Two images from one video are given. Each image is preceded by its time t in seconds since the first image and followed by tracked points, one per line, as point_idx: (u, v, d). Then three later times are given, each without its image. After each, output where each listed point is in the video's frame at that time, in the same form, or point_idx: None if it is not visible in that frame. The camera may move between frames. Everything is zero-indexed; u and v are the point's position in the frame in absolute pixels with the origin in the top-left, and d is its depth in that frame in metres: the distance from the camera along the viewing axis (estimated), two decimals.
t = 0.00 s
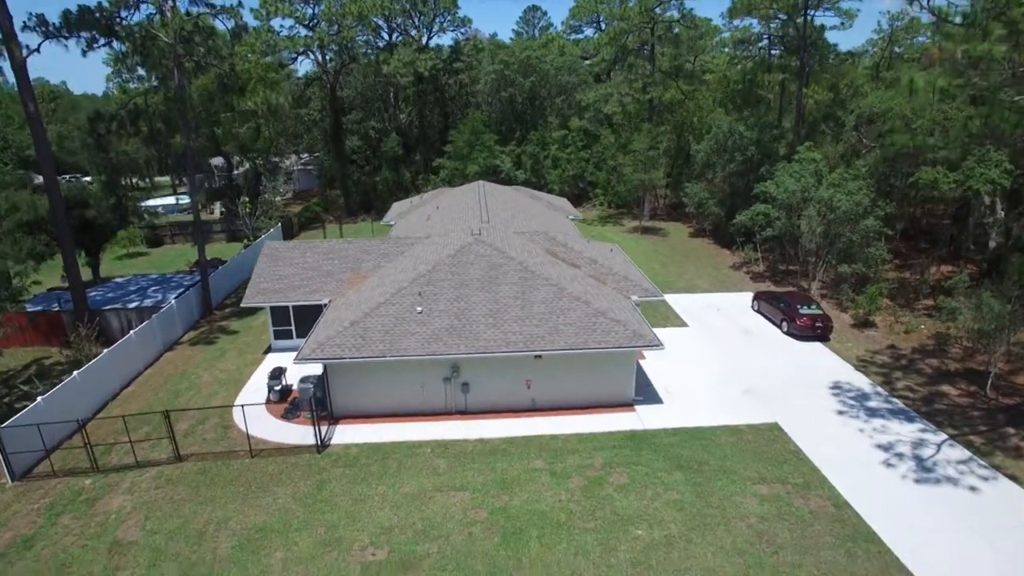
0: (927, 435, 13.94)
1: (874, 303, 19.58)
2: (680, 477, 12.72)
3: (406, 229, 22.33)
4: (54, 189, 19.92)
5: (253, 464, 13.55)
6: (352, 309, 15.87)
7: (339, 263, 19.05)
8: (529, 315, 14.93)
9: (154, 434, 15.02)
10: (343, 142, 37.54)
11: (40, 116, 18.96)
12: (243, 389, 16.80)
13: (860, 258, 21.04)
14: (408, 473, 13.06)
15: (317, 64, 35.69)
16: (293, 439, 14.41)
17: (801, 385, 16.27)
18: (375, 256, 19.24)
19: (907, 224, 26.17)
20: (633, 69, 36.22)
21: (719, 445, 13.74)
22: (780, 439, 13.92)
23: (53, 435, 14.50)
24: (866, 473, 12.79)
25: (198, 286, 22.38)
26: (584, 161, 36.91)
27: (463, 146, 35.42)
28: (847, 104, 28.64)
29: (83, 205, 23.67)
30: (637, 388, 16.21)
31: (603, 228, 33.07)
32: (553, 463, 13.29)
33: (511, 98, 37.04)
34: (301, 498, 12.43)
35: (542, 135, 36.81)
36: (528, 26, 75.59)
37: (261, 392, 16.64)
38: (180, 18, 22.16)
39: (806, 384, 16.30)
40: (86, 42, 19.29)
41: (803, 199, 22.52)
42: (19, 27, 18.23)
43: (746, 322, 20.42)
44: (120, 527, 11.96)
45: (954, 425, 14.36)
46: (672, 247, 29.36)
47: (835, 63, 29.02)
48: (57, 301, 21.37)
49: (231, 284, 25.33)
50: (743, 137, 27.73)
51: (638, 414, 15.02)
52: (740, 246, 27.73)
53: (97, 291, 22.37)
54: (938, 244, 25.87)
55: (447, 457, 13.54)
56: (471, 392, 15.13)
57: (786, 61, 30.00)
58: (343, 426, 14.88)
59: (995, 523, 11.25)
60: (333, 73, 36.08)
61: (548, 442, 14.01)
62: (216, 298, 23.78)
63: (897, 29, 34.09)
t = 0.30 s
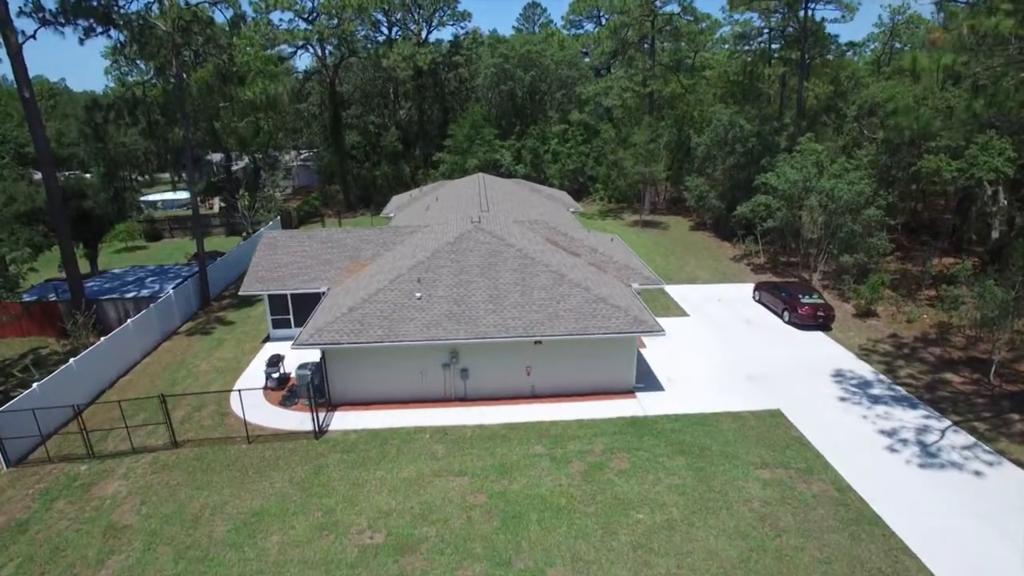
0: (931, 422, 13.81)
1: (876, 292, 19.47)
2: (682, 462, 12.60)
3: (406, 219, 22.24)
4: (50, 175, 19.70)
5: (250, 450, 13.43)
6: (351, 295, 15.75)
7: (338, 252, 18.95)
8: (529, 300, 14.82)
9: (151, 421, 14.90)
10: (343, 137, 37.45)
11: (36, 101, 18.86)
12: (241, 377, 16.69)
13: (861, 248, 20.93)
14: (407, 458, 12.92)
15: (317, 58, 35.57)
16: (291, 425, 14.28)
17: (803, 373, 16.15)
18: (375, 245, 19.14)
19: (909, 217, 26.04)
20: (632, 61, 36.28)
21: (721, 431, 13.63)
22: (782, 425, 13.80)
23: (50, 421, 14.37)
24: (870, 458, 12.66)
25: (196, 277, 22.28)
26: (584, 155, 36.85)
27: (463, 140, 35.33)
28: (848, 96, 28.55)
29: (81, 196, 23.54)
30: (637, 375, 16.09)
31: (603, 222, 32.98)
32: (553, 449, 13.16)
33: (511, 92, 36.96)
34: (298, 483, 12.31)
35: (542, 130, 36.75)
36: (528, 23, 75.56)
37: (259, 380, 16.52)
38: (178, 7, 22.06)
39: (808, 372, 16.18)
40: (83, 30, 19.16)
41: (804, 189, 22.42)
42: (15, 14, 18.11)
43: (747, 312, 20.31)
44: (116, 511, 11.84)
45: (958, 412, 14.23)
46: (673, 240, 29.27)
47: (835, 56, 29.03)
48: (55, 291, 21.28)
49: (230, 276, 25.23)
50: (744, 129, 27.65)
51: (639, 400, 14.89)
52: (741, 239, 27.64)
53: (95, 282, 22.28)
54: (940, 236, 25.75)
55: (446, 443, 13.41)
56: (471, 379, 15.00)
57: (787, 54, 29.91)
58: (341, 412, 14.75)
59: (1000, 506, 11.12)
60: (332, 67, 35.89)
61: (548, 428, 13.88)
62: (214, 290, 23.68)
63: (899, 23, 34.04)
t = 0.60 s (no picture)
0: (934, 407, 13.72)
1: (877, 281, 19.40)
2: (683, 446, 12.51)
3: (406, 209, 22.18)
4: (49, 167, 19.53)
5: (247, 435, 13.35)
6: (350, 281, 15.66)
7: (338, 240, 18.88)
8: (529, 286, 14.76)
9: (148, 407, 14.80)
10: (342, 131, 37.37)
11: (33, 88, 18.78)
12: (240, 365, 16.60)
13: (862, 238, 20.86)
14: (406, 443, 12.83)
15: (317, 52, 35.37)
16: (289, 411, 14.19)
17: (805, 360, 16.07)
18: (375, 234, 19.08)
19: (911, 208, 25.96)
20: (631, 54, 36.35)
21: (722, 416, 13.54)
22: (784, 411, 13.72)
23: (46, 408, 14.25)
24: (872, 443, 12.57)
25: (195, 267, 22.19)
26: (584, 149, 36.80)
27: (462, 134, 35.26)
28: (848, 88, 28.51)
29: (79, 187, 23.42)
30: (638, 362, 16.02)
31: (603, 216, 32.93)
32: (553, 433, 13.07)
33: (511, 86, 36.98)
34: (296, 467, 12.22)
35: (541, 124, 36.71)
36: (528, 19, 75.49)
37: (258, 367, 16.43)
38: None
39: (810, 359, 16.11)
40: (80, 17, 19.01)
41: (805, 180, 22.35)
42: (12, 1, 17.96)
43: (748, 302, 20.24)
44: (112, 494, 11.75)
45: (960, 398, 14.16)
46: (673, 233, 29.22)
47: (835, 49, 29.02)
48: (52, 282, 21.19)
49: (229, 267, 25.14)
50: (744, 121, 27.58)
51: (640, 387, 14.81)
52: (741, 231, 27.58)
53: (92, 273, 22.19)
54: (942, 227, 25.66)
55: (446, 428, 13.32)
56: (470, 365, 14.91)
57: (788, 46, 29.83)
58: (340, 398, 14.66)
59: (1004, 489, 11.04)
60: (332, 60, 35.69)
61: (549, 413, 13.79)
62: (213, 281, 23.60)
63: (899, 17, 34.11)
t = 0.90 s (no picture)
0: (936, 393, 13.67)
1: (878, 271, 19.35)
2: (684, 430, 12.46)
3: (405, 200, 22.15)
4: (48, 159, 19.31)
5: (246, 420, 13.30)
6: (350, 268, 15.61)
7: (337, 229, 18.85)
8: (529, 272, 14.72)
9: (146, 394, 14.73)
10: (342, 125, 37.31)
11: (31, 77, 18.69)
12: (239, 352, 16.55)
13: (863, 228, 20.82)
14: (406, 427, 12.77)
15: (316, 47, 35.32)
16: (288, 397, 14.14)
17: (806, 347, 16.02)
18: (375, 223, 19.06)
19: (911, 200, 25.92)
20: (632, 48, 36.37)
21: (723, 401, 13.48)
22: (785, 396, 13.66)
23: (45, 395, 14.19)
24: (874, 427, 12.52)
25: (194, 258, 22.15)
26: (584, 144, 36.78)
27: (462, 128, 35.23)
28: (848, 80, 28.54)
29: (78, 177, 23.34)
30: (639, 349, 15.97)
31: (603, 210, 32.88)
32: (553, 418, 13.01)
33: (511, 81, 37.15)
34: (295, 450, 12.15)
35: (542, 119, 36.69)
36: (528, 16, 75.55)
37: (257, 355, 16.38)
38: None
39: (811, 347, 16.05)
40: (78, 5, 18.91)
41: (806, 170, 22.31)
42: None
43: (748, 292, 20.20)
44: (110, 477, 11.68)
45: (962, 383, 14.11)
46: (673, 226, 29.18)
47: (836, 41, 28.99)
48: (50, 272, 21.12)
49: (228, 259, 25.10)
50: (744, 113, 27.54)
51: (641, 373, 14.76)
52: (742, 224, 27.56)
53: (90, 263, 22.12)
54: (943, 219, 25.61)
55: (446, 412, 13.26)
56: (470, 351, 14.85)
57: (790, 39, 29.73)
58: (339, 384, 14.60)
59: (1006, 471, 10.98)
60: (332, 54, 35.63)
61: (549, 398, 13.74)
62: (212, 272, 23.56)
63: (899, 11, 34.08)
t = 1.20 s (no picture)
0: (937, 378, 13.61)
1: (878, 260, 19.29)
2: (684, 415, 12.39)
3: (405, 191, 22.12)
4: (47, 150, 19.09)
5: (244, 405, 13.24)
6: (349, 255, 15.54)
7: (336, 219, 18.80)
8: (528, 258, 14.68)
9: (144, 381, 14.67)
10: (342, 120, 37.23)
11: (28, 64, 18.71)
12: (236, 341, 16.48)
13: (863, 218, 20.78)
14: (404, 412, 12.71)
15: (316, 41, 35.24)
16: (286, 383, 14.07)
17: (807, 335, 15.97)
18: (374, 212, 19.02)
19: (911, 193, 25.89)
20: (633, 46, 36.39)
21: (723, 387, 13.43)
22: (786, 382, 13.61)
23: (42, 382, 14.10)
24: (875, 412, 12.45)
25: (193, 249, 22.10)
26: (584, 138, 36.78)
27: (462, 123, 35.20)
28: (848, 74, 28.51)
29: (77, 169, 23.30)
30: (639, 337, 15.91)
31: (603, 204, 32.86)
32: (553, 403, 12.96)
33: (511, 76, 37.15)
34: (292, 435, 12.08)
35: (541, 114, 36.70)
36: (528, 13, 75.76)
37: (255, 343, 16.32)
38: None
39: (812, 334, 16.00)
40: None
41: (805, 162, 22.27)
42: None
43: (748, 282, 20.15)
44: (107, 461, 11.62)
45: (962, 369, 14.05)
46: (673, 219, 29.16)
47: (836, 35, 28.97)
48: (48, 262, 21.06)
49: (227, 251, 25.06)
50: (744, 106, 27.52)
51: (641, 359, 14.70)
52: (741, 217, 27.52)
53: (89, 254, 22.06)
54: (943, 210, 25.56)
55: (444, 398, 13.20)
56: (469, 338, 14.79)
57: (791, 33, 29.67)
58: (338, 371, 14.53)
59: (1008, 454, 10.91)
60: (331, 48, 35.53)
61: (549, 384, 13.68)
62: (211, 264, 23.51)
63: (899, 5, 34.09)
